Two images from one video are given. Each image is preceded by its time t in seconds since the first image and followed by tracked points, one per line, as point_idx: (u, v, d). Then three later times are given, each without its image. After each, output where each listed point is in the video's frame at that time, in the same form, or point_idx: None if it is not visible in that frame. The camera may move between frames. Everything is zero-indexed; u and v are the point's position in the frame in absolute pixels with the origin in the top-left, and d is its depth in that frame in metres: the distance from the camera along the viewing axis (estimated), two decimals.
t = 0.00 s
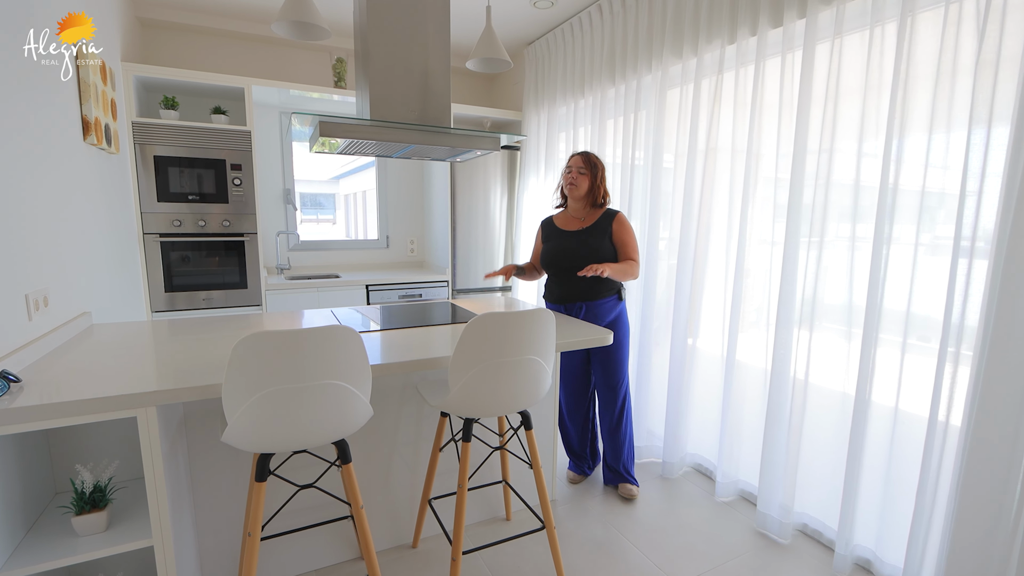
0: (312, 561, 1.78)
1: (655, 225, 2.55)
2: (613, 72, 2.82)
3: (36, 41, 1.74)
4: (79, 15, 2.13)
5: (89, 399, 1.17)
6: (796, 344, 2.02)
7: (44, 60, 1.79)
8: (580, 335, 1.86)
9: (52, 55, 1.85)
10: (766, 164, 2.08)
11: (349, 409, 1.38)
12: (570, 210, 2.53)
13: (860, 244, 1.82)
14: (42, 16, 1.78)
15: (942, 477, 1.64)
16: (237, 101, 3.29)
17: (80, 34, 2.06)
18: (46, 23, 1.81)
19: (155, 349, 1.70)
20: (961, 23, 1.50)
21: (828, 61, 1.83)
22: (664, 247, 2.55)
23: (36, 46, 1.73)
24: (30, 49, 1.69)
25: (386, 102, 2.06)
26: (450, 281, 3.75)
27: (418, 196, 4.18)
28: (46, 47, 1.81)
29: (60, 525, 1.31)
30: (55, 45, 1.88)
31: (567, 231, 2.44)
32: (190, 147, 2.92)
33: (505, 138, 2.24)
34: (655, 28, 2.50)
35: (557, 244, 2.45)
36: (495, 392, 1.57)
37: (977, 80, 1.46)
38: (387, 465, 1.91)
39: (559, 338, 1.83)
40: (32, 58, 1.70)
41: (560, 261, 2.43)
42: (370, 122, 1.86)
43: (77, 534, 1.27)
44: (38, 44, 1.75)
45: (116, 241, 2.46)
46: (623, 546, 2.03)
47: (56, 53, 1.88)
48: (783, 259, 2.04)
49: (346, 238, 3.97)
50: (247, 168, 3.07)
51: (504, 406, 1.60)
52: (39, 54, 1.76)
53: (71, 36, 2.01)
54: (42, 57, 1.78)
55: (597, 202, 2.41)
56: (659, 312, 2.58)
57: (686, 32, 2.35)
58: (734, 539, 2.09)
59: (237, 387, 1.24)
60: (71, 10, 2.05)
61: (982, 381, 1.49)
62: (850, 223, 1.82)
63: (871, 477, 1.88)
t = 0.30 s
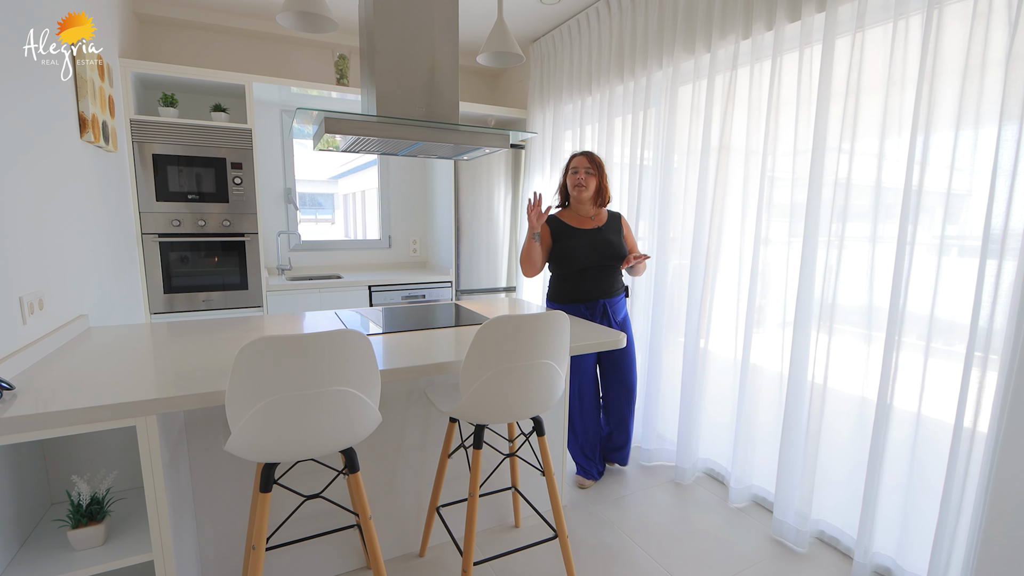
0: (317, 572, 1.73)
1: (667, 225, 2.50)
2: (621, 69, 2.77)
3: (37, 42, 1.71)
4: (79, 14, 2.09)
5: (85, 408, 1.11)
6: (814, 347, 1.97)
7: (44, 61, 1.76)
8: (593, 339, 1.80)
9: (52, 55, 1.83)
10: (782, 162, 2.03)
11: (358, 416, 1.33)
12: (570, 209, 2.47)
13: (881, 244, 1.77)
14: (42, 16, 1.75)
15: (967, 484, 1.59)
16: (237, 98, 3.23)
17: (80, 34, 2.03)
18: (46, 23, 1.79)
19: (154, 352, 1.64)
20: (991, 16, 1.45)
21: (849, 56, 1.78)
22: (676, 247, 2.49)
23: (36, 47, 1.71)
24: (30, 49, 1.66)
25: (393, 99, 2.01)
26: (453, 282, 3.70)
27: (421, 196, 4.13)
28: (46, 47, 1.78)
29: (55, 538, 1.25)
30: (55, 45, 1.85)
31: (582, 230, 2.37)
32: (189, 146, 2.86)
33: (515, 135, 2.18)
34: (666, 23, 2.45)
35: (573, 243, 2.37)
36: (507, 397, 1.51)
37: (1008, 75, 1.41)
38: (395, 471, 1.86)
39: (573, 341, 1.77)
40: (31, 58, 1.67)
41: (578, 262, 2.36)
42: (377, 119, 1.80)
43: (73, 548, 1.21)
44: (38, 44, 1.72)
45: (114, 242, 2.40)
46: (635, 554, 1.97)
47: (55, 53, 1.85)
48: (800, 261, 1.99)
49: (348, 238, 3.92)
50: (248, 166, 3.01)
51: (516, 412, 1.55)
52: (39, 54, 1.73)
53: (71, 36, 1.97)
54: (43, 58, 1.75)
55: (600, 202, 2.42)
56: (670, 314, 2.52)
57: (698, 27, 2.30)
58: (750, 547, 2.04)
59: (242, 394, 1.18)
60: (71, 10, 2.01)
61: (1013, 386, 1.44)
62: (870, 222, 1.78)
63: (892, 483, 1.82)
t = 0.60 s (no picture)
0: None
1: (677, 225, 2.45)
2: (628, 67, 2.72)
3: (37, 43, 1.69)
4: (79, 14, 2.06)
5: (79, 418, 1.06)
6: (830, 350, 1.92)
7: (44, 61, 1.74)
8: (605, 342, 1.76)
9: (52, 55, 1.80)
10: (797, 161, 1.98)
11: (366, 424, 1.28)
12: (572, 217, 2.46)
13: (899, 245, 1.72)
14: (42, 15, 1.73)
15: (990, 492, 1.55)
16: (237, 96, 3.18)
17: (80, 34, 1.99)
18: (46, 22, 1.76)
19: (153, 357, 1.60)
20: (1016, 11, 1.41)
21: (866, 52, 1.73)
22: (685, 248, 2.45)
23: (36, 48, 1.69)
24: (30, 49, 1.64)
25: (399, 96, 1.96)
26: (457, 283, 3.65)
27: (423, 196, 4.08)
28: (46, 47, 1.75)
29: (49, 552, 1.21)
30: (55, 45, 1.82)
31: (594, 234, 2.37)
32: (189, 144, 2.81)
33: (524, 133, 2.12)
34: (675, 20, 2.41)
35: (583, 248, 2.34)
36: (518, 404, 1.46)
37: None
38: (401, 478, 1.81)
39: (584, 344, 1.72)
40: (32, 58, 1.65)
41: (593, 265, 2.34)
42: (382, 116, 1.76)
43: (68, 563, 1.16)
44: (38, 44, 1.70)
45: (112, 243, 2.36)
46: (646, 561, 1.93)
47: (55, 53, 1.82)
48: (815, 262, 1.94)
49: (349, 238, 3.87)
50: (248, 166, 2.96)
51: (527, 419, 1.50)
52: (39, 54, 1.71)
53: (71, 36, 1.94)
54: (43, 58, 1.73)
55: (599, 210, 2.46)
56: (682, 316, 2.48)
57: (708, 24, 2.25)
58: (763, 554, 1.99)
59: (246, 402, 1.13)
60: (71, 10, 1.98)
61: None
62: (888, 223, 1.73)
63: (910, 490, 1.78)
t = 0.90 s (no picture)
0: None
1: (686, 226, 2.40)
2: (636, 63, 2.67)
3: (37, 42, 1.66)
4: (79, 14, 2.02)
5: (74, 426, 1.01)
6: (845, 353, 1.88)
7: (44, 61, 1.71)
8: (615, 345, 1.71)
9: (52, 55, 1.76)
10: (810, 159, 1.94)
11: (372, 431, 1.24)
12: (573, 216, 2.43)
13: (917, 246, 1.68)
14: (42, 15, 1.70)
15: (1013, 501, 1.50)
16: (238, 94, 3.13)
17: (81, 34, 1.96)
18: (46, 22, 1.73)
19: (152, 360, 1.55)
20: None
21: (885, 48, 1.69)
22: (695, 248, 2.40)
23: (36, 47, 1.66)
24: (30, 49, 1.61)
25: (404, 92, 1.91)
26: (460, 284, 3.60)
27: (426, 195, 4.04)
28: (46, 47, 1.72)
29: (45, 565, 1.16)
30: (55, 45, 1.79)
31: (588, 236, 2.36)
32: (189, 143, 2.76)
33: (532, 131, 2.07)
34: (684, 15, 2.36)
35: (578, 249, 2.34)
36: (528, 410, 1.42)
37: None
38: (407, 484, 1.77)
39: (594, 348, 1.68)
40: (32, 58, 1.62)
41: (582, 267, 2.34)
42: (387, 112, 1.71)
43: None
44: (38, 44, 1.67)
45: (111, 244, 2.32)
46: (657, 570, 1.88)
47: (56, 53, 1.79)
48: (829, 263, 1.90)
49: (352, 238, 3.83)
50: (249, 165, 2.91)
51: (537, 425, 1.46)
52: (39, 54, 1.68)
53: (71, 37, 1.91)
54: (43, 58, 1.70)
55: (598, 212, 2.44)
56: (692, 319, 2.44)
57: (719, 20, 2.21)
58: (776, 562, 1.95)
59: (248, 409, 1.09)
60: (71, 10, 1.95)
61: None
62: (906, 223, 1.69)
63: (928, 498, 1.73)
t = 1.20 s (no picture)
0: None
1: (696, 225, 2.36)
2: (645, 59, 2.62)
3: (37, 43, 1.64)
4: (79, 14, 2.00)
5: (68, 435, 0.96)
6: (863, 356, 1.83)
7: (44, 61, 1.68)
8: (628, 349, 1.66)
9: (52, 55, 1.74)
10: (826, 157, 1.89)
11: (380, 438, 1.19)
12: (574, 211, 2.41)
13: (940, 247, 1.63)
14: (42, 14, 1.67)
15: None
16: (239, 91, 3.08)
17: (80, 34, 1.93)
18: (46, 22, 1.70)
19: (151, 362, 1.51)
20: None
21: (906, 42, 1.64)
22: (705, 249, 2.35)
23: (37, 48, 1.64)
24: (30, 50, 1.59)
25: (409, 87, 1.86)
26: (464, 284, 3.55)
27: (429, 194, 3.99)
28: (46, 47, 1.69)
29: None
30: (55, 45, 1.76)
31: (583, 231, 2.35)
32: (188, 141, 2.71)
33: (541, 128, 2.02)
34: (695, 10, 2.31)
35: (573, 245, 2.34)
36: (540, 415, 1.37)
37: None
38: (413, 490, 1.72)
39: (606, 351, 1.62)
40: (32, 59, 1.60)
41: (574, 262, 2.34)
42: (392, 107, 1.65)
43: None
44: (38, 44, 1.64)
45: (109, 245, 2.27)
46: None
47: (55, 54, 1.76)
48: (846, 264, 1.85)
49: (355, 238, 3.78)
50: (250, 163, 2.86)
51: (550, 431, 1.41)
52: (39, 54, 1.65)
53: (71, 37, 1.88)
54: (43, 59, 1.68)
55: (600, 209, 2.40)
56: (703, 321, 2.39)
57: (731, 15, 2.16)
58: (790, 569, 1.90)
59: (251, 416, 1.04)
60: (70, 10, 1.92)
61: None
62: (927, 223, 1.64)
63: (950, 505, 1.68)
